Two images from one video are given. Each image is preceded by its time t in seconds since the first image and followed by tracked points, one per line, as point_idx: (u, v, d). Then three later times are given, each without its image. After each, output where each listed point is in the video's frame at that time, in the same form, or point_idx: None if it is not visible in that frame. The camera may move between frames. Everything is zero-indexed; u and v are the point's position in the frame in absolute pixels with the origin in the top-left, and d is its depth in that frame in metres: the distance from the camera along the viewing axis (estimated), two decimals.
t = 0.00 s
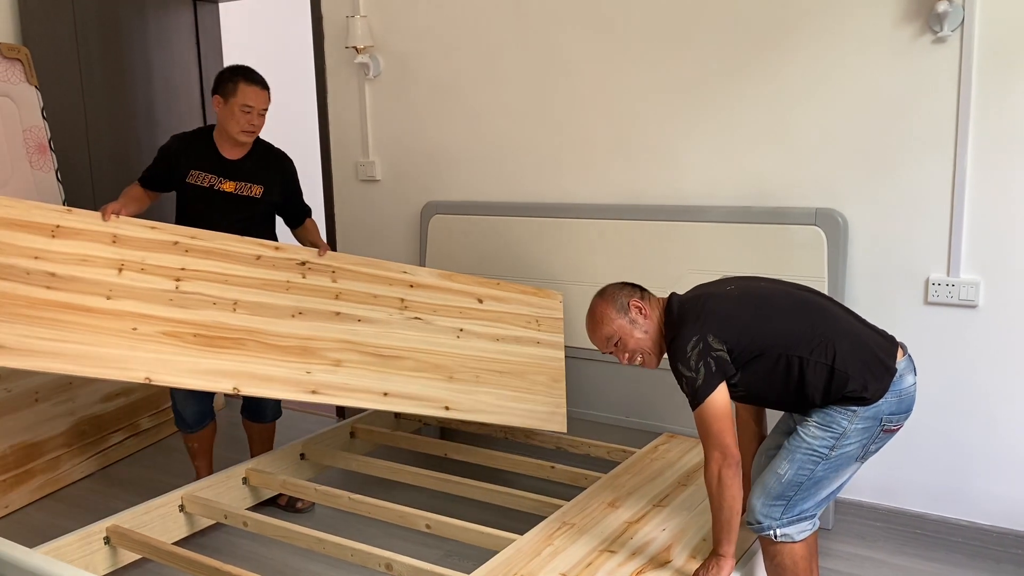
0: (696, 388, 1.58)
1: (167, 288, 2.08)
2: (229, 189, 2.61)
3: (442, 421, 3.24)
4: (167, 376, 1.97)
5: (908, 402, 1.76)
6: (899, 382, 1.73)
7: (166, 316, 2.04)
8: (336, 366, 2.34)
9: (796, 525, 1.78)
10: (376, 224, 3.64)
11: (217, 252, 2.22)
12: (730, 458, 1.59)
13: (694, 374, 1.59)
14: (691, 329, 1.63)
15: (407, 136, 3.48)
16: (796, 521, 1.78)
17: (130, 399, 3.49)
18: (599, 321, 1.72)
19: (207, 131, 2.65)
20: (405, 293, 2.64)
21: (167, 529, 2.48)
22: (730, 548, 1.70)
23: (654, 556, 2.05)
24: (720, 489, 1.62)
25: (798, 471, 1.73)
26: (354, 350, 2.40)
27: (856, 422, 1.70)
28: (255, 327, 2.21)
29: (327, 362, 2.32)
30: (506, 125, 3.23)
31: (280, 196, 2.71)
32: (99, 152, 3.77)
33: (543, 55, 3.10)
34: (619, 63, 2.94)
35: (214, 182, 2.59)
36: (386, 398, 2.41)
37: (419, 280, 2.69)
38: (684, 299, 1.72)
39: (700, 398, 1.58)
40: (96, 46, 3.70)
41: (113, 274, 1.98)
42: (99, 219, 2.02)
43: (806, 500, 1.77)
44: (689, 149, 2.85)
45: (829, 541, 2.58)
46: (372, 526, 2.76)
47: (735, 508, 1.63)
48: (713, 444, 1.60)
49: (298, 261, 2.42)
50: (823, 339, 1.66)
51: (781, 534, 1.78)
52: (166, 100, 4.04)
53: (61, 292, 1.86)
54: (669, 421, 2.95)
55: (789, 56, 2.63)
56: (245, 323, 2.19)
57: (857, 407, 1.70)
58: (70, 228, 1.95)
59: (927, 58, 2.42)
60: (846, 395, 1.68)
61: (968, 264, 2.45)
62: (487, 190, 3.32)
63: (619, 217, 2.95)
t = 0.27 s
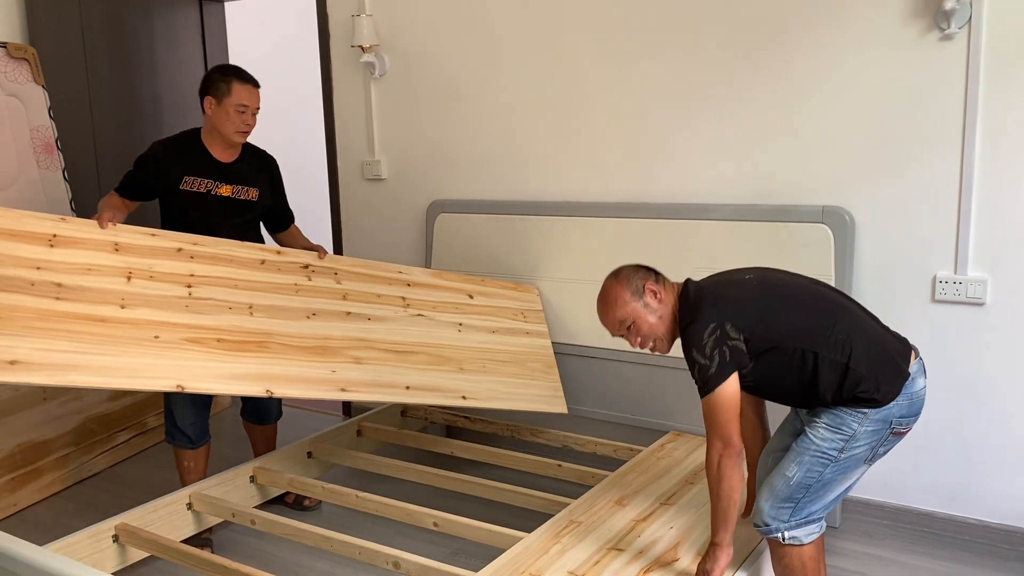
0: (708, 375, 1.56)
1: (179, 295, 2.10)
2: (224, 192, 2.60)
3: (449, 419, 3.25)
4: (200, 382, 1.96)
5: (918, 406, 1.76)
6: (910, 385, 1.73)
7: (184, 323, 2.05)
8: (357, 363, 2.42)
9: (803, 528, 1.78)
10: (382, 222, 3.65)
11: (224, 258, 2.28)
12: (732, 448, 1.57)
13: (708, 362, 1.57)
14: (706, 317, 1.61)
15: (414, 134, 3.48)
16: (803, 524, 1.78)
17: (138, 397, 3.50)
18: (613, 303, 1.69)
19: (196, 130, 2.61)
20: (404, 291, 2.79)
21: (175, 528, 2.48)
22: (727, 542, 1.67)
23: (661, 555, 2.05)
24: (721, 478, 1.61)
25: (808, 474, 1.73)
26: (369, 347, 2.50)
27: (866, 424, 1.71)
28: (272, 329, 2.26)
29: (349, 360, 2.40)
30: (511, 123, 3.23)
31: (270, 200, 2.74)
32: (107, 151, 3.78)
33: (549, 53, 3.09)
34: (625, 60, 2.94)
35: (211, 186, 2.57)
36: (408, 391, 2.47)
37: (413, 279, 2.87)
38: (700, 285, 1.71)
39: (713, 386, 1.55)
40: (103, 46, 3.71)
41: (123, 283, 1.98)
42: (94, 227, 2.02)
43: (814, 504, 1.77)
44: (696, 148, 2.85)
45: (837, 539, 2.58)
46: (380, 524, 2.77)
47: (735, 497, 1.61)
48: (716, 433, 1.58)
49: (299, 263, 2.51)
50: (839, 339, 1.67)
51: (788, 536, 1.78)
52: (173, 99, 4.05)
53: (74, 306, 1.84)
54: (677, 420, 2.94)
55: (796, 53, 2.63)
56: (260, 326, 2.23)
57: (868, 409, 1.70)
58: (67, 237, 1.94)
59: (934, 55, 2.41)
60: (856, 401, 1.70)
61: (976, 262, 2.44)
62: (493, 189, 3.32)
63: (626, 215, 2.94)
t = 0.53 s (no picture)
0: (736, 303, 1.58)
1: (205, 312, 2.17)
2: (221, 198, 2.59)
3: (459, 417, 3.26)
4: (225, 387, 2.02)
5: (913, 392, 1.74)
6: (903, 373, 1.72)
7: (215, 339, 2.13)
8: (383, 366, 2.50)
9: (819, 531, 1.77)
10: (392, 221, 3.66)
11: (239, 272, 2.35)
12: (761, 380, 1.58)
13: (739, 292, 1.59)
14: (751, 245, 1.61)
15: (424, 132, 3.49)
16: (818, 527, 1.76)
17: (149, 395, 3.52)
18: (653, 192, 1.71)
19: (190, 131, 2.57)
20: (405, 292, 2.85)
21: (188, 525, 2.50)
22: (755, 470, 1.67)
23: (673, 552, 2.05)
24: (748, 410, 1.62)
25: (810, 473, 1.74)
26: (392, 349, 2.59)
27: (859, 414, 1.70)
28: (298, 342, 2.33)
29: (374, 363, 2.48)
30: (521, 122, 3.24)
31: (264, 204, 2.76)
32: (118, 150, 3.80)
33: (559, 51, 3.10)
34: (636, 58, 2.94)
35: (212, 193, 2.56)
36: (433, 387, 2.56)
37: (411, 279, 2.92)
38: (744, 205, 1.70)
39: (740, 317, 1.58)
40: (114, 46, 3.73)
41: (148, 304, 2.04)
42: (107, 249, 2.06)
43: (825, 506, 1.75)
44: (707, 146, 2.85)
45: (848, 537, 2.58)
46: (392, 522, 2.78)
47: (762, 429, 1.63)
48: (746, 364, 1.60)
49: (308, 272, 2.56)
50: (860, 313, 1.66)
51: (802, 540, 1.77)
52: (183, 97, 4.06)
53: (107, 332, 1.91)
54: (687, 418, 2.93)
55: (807, 52, 2.63)
56: (286, 337, 2.32)
57: (860, 398, 1.70)
58: (82, 261, 1.98)
59: (946, 53, 2.41)
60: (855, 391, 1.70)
61: (988, 260, 2.44)
62: (503, 188, 3.33)
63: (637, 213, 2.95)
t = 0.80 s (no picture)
0: (792, 236, 1.61)
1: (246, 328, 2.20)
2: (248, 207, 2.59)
3: (473, 414, 3.26)
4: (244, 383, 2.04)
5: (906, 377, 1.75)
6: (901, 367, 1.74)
7: (259, 355, 2.15)
8: (419, 372, 2.52)
9: (835, 524, 1.77)
10: (405, 218, 3.67)
11: (270, 288, 2.38)
12: (812, 320, 1.61)
13: (798, 226, 1.61)
14: (818, 186, 1.63)
15: (437, 130, 3.50)
16: (833, 519, 1.76)
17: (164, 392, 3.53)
18: (734, 103, 1.75)
19: (217, 135, 2.54)
20: (422, 298, 2.86)
21: (205, 520, 2.51)
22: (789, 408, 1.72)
23: (689, 548, 2.05)
24: (794, 349, 1.64)
25: (817, 463, 1.76)
26: (423, 355, 2.60)
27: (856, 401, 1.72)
28: (336, 353, 2.35)
29: (409, 370, 2.50)
30: (535, 119, 3.24)
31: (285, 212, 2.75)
32: (133, 148, 3.82)
33: (573, 48, 3.10)
34: (650, 55, 2.94)
35: (239, 202, 2.55)
36: (466, 391, 2.56)
37: (428, 287, 2.93)
38: (815, 146, 1.76)
39: (794, 251, 1.60)
40: (129, 45, 3.75)
41: (189, 323, 2.08)
42: (139, 270, 2.09)
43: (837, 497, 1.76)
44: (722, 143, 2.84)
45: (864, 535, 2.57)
46: (407, 518, 2.79)
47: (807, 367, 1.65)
48: (796, 302, 1.61)
49: (332, 285, 2.59)
50: (878, 295, 1.70)
51: (819, 534, 1.77)
52: (197, 95, 4.09)
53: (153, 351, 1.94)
54: (703, 416, 2.93)
55: (823, 48, 2.62)
56: (325, 349, 2.34)
57: (852, 386, 1.71)
58: (120, 283, 2.02)
59: (964, 49, 2.40)
60: (847, 376, 1.71)
61: (1005, 257, 2.42)
62: (517, 185, 3.33)
63: (652, 210, 2.95)
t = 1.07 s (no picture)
0: (880, 209, 1.61)
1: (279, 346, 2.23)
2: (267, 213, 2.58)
3: (488, 412, 3.28)
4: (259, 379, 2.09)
5: (926, 371, 1.75)
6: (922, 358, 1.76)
7: (297, 372, 2.18)
8: (444, 378, 2.53)
9: (857, 509, 1.79)
10: (420, 215, 3.69)
11: (293, 304, 2.41)
12: (894, 289, 1.61)
13: (885, 199, 1.61)
14: (902, 164, 1.65)
15: (452, 128, 3.51)
16: (856, 505, 1.79)
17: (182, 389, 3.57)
18: (819, 66, 1.74)
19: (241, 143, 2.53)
20: (434, 304, 2.88)
21: (223, 515, 2.53)
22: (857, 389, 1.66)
23: (705, 545, 2.05)
24: (870, 318, 1.62)
25: (839, 450, 1.78)
26: (445, 361, 2.61)
27: (877, 387, 1.74)
28: (366, 364, 2.37)
29: (435, 377, 2.51)
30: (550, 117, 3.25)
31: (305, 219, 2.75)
32: (151, 146, 3.86)
33: (588, 46, 3.11)
34: (666, 53, 2.95)
35: (261, 209, 2.55)
36: (489, 394, 2.58)
37: (437, 294, 2.95)
38: (895, 128, 1.74)
39: (880, 224, 1.61)
40: (147, 44, 3.79)
41: (225, 345, 2.10)
42: (169, 294, 2.12)
43: (859, 483, 1.78)
44: (738, 140, 2.84)
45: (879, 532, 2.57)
46: (423, 514, 2.80)
47: (879, 342, 1.63)
48: (879, 271, 1.61)
49: (350, 296, 2.62)
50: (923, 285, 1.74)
51: (842, 520, 1.80)
52: (214, 93, 4.12)
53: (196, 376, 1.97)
54: (721, 413, 2.92)
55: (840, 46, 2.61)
56: (354, 361, 2.35)
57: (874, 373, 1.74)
58: (153, 309, 2.04)
59: (982, 45, 2.39)
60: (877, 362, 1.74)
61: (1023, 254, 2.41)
62: (531, 183, 3.34)
63: (667, 207, 2.95)
